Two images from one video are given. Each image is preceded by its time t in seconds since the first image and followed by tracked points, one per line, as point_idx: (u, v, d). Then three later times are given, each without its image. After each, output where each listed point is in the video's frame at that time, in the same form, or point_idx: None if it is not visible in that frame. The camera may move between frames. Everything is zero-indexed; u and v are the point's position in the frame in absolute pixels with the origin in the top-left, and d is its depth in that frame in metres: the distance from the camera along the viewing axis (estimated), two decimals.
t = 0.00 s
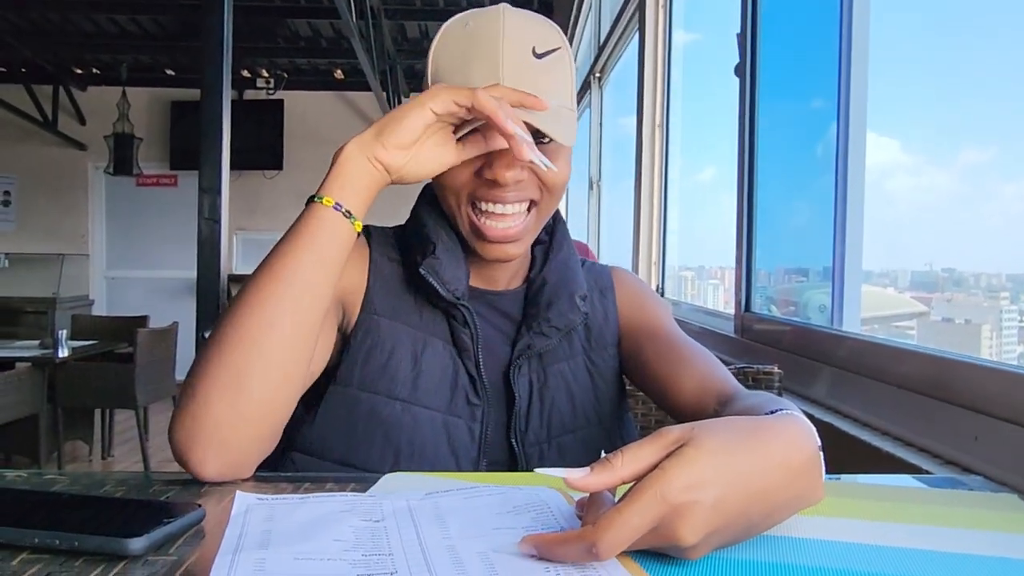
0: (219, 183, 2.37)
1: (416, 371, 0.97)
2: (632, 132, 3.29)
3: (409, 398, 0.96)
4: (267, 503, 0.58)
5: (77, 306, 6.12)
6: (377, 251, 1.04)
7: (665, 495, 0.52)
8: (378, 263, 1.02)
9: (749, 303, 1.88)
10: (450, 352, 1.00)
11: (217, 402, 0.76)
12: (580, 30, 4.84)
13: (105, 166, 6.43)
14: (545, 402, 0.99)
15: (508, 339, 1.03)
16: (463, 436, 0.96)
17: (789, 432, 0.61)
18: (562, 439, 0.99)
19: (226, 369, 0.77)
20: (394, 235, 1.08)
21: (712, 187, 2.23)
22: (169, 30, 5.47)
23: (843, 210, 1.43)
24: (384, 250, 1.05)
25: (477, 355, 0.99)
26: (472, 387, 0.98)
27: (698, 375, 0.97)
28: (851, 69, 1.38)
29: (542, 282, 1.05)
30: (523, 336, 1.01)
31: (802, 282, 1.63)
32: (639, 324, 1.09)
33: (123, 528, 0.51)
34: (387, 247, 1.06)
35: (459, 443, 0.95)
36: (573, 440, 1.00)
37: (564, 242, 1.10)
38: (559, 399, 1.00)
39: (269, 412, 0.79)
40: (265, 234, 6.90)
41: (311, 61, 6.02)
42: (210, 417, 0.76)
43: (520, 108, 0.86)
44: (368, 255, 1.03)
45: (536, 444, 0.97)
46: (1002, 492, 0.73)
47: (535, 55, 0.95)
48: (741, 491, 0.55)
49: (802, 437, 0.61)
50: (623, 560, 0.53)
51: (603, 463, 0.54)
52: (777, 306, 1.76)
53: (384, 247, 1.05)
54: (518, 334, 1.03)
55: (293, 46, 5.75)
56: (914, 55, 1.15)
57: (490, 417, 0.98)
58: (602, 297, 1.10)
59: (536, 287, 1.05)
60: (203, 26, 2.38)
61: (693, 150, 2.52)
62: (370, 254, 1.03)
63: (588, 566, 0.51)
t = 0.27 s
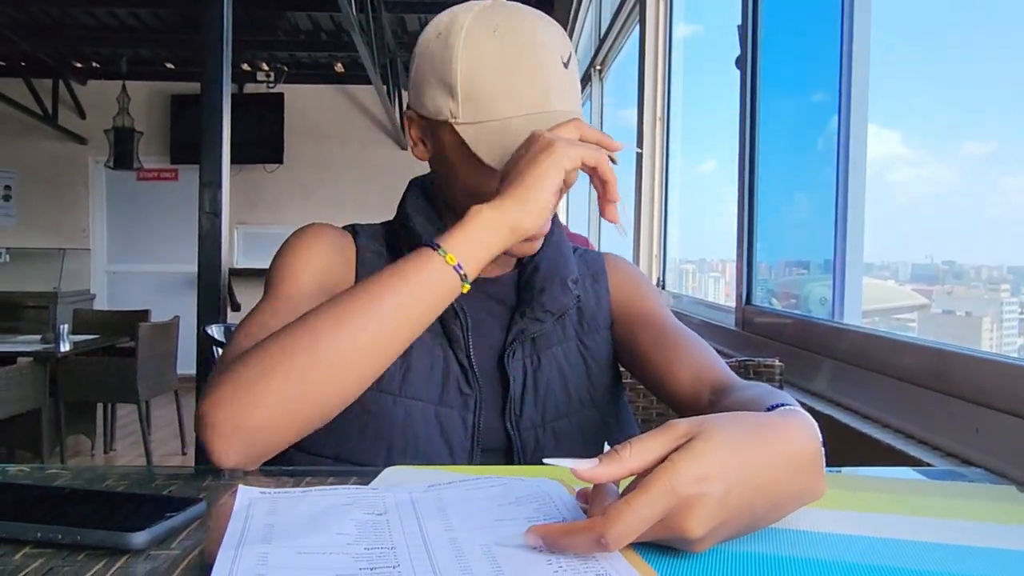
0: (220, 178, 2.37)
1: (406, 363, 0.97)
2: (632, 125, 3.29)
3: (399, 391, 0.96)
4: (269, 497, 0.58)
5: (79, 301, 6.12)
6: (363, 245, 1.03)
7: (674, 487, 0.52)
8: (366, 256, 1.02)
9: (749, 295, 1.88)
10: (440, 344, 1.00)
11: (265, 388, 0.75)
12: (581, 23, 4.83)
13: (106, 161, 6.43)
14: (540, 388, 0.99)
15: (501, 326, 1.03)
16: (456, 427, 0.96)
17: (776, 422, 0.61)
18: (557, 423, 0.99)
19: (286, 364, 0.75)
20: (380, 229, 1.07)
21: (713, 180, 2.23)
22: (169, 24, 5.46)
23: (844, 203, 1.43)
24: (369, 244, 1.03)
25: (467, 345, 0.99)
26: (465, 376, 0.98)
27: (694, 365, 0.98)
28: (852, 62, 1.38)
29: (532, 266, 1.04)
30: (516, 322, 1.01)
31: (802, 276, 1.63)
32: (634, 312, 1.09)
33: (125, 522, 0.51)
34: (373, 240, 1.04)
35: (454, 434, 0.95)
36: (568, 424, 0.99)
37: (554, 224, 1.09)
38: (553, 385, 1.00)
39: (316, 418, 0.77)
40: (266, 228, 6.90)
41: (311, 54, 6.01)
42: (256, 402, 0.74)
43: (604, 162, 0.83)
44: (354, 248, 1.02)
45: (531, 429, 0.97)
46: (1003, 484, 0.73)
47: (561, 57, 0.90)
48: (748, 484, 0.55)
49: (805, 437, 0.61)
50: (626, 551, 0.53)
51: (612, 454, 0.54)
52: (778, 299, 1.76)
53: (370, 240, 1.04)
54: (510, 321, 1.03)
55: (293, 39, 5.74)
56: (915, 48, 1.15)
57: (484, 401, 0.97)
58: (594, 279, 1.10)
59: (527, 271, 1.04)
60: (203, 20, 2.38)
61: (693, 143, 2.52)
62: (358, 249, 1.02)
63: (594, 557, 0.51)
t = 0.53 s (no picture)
0: (219, 170, 2.36)
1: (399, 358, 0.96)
2: (632, 116, 3.28)
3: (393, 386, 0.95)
4: (269, 489, 0.58)
5: (79, 294, 6.12)
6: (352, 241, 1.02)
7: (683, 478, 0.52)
8: (355, 252, 1.01)
9: (750, 286, 1.88)
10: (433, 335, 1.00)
11: (314, 378, 0.72)
12: (580, 13, 4.82)
13: (105, 153, 6.42)
14: (535, 377, 0.99)
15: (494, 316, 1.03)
16: (450, 421, 0.94)
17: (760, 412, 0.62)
18: (553, 412, 0.99)
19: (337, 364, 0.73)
20: (370, 223, 1.07)
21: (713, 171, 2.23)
22: (168, 16, 5.44)
23: (844, 194, 1.43)
24: (359, 240, 1.03)
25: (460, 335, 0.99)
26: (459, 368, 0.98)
27: (691, 354, 0.98)
28: (852, 53, 1.37)
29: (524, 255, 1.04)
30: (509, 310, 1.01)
31: (803, 267, 1.63)
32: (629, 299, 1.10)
33: (126, 515, 0.51)
34: (362, 237, 1.04)
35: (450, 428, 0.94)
36: (564, 411, 1.00)
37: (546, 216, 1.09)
38: (548, 373, 1.00)
39: (363, 421, 0.74)
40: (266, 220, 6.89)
41: (310, 46, 6.00)
42: (304, 396, 0.71)
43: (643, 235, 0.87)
44: (346, 244, 1.01)
45: (526, 417, 0.96)
46: (1005, 472, 0.73)
47: (582, 90, 0.92)
48: (756, 477, 0.55)
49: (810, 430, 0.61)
50: (629, 540, 0.52)
51: (621, 442, 0.54)
52: (779, 290, 1.76)
53: (360, 236, 1.04)
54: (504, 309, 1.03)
55: (292, 31, 5.72)
56: (916, 38, 1.14)
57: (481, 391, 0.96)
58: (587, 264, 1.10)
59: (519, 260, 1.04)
60: (201, 12, 2.37)
61: (694, 134, 2.51)
62: (348, 245, 1.01)
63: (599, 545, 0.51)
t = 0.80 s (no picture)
0: (216, 163, 2.36)
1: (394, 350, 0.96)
2: (631, 109, 3.28)
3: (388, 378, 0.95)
4: (266, 480, 0.58)
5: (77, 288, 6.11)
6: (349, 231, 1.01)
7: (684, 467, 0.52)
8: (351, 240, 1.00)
9: (749, 278, 1.87)
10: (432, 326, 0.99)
11: (302, 364, 0.72)
12: (579, 6, 4.80)
13: (103, 148, 6.41)
14: (535, 365, 0.98)
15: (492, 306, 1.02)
16: (448, 410, 0.94)
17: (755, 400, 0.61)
18: (554, 399, 0.98)
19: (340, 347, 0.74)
20: (367, 212, 1.06)
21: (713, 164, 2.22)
22: (165, 11, 5.42)
23: (843, 187, 1.43)
24: (356, 229, 1.02)
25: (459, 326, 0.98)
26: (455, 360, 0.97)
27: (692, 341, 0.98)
28: (852, 45, 1.37)
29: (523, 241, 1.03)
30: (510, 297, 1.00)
31: (802, 259, 1.62)
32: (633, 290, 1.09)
33: (122, 506, 0.51)
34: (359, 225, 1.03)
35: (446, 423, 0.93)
36: (564, 399, 0.99)
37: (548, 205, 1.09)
38: (549, 360, 0.99)
39: (355, 402, 0.74)
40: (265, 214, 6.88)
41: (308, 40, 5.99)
42: (295, 383, 0.72)
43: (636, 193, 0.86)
44: (343, 235, 1.00)
45: (528, 406, 0.96)
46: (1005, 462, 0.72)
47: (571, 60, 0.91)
48: (756, 468, 0.54)
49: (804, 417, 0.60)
50: (627, 529, 0.52)
51: (620, 429, 0.54)
52: (778, 282, 1.75)
53: (357, 224, 1.02)
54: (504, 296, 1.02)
55: (290, 25, 5.70)
56: (915, 29, 1.14)
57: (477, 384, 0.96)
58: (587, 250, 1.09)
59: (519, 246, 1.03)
60: (199, 5, 2.36)
61: (693, 127, 2.51)
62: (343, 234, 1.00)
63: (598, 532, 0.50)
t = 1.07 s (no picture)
0: (214, 162, 2.36)
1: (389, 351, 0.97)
2: (629, 107, 3.28)
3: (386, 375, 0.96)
4: (267, 483, 0.58)
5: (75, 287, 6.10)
6: (339, 228, 1.02)
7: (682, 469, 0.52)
8: (341, 239, 1.01)
9: (747, 277, 1.88)
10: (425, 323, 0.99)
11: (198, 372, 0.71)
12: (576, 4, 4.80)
13: (100, 146, 6.40)
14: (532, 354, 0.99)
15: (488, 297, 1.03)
16: (443, 406, 0.94)
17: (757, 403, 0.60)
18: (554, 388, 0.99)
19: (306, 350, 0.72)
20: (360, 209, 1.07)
21: (710, 162, 2.22)
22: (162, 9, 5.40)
23: (841, 185, 1.43)
24: (347, 225, 1.03)
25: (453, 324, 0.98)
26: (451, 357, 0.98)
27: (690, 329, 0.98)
28: (850, 43, 1.37)
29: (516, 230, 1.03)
30: (506, 287, 1.00)
31: (799, 258, 1.63)
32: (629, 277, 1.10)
33: (125, 508, 0.51)
34: (352, 220, 1.03)
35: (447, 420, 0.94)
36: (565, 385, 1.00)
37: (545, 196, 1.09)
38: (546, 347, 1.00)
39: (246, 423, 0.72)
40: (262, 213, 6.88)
41: (305, 37, 5.98)
42: (183, 387, 0.71)
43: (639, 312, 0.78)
44: (333, 232, 1.01)
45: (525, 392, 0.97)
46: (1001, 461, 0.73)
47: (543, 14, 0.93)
48: (755, 470, 0.54)
49: (807, 421, 0.60)
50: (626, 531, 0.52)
51: (622, 428, 0.55)
52: (775, 281, 1.76)
53: (348, 219, 1.03)
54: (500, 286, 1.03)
55: (287, 23, 5.68)
56: (913, 28, 1.14)
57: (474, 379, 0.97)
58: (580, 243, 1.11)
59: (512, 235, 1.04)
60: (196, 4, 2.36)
61: (690, 125, 2.51)
62: (333, 232, 1.01)
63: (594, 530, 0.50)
